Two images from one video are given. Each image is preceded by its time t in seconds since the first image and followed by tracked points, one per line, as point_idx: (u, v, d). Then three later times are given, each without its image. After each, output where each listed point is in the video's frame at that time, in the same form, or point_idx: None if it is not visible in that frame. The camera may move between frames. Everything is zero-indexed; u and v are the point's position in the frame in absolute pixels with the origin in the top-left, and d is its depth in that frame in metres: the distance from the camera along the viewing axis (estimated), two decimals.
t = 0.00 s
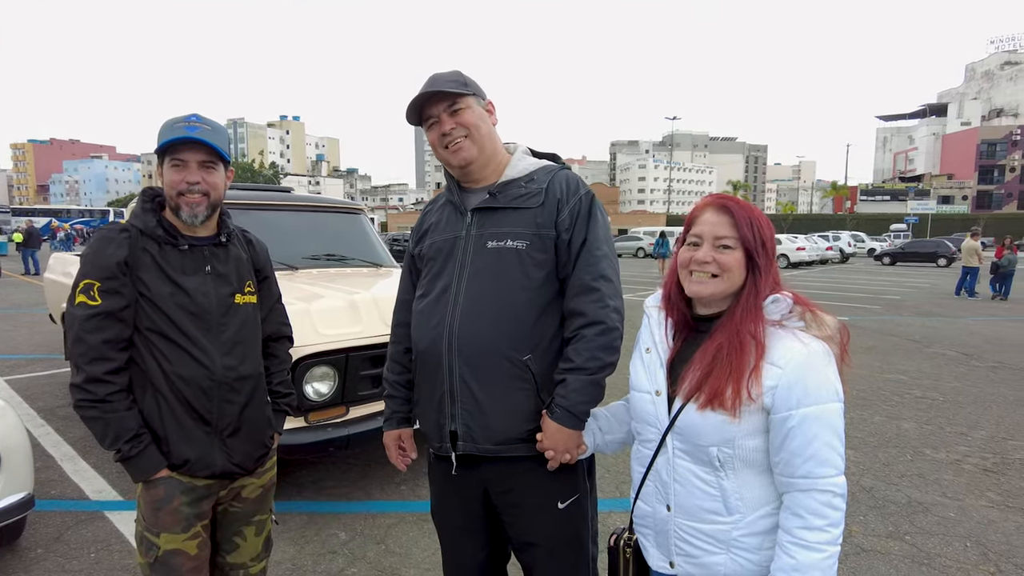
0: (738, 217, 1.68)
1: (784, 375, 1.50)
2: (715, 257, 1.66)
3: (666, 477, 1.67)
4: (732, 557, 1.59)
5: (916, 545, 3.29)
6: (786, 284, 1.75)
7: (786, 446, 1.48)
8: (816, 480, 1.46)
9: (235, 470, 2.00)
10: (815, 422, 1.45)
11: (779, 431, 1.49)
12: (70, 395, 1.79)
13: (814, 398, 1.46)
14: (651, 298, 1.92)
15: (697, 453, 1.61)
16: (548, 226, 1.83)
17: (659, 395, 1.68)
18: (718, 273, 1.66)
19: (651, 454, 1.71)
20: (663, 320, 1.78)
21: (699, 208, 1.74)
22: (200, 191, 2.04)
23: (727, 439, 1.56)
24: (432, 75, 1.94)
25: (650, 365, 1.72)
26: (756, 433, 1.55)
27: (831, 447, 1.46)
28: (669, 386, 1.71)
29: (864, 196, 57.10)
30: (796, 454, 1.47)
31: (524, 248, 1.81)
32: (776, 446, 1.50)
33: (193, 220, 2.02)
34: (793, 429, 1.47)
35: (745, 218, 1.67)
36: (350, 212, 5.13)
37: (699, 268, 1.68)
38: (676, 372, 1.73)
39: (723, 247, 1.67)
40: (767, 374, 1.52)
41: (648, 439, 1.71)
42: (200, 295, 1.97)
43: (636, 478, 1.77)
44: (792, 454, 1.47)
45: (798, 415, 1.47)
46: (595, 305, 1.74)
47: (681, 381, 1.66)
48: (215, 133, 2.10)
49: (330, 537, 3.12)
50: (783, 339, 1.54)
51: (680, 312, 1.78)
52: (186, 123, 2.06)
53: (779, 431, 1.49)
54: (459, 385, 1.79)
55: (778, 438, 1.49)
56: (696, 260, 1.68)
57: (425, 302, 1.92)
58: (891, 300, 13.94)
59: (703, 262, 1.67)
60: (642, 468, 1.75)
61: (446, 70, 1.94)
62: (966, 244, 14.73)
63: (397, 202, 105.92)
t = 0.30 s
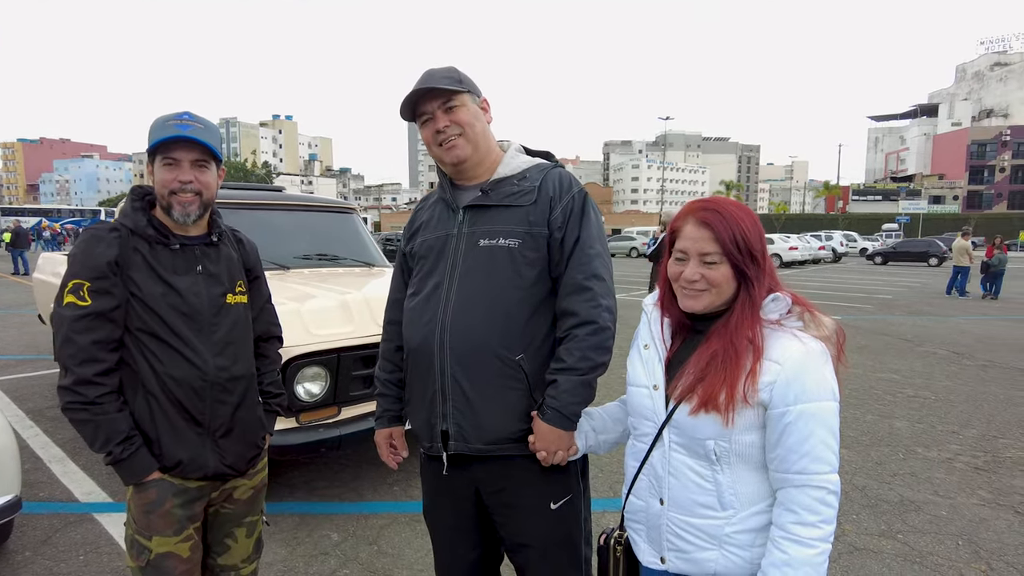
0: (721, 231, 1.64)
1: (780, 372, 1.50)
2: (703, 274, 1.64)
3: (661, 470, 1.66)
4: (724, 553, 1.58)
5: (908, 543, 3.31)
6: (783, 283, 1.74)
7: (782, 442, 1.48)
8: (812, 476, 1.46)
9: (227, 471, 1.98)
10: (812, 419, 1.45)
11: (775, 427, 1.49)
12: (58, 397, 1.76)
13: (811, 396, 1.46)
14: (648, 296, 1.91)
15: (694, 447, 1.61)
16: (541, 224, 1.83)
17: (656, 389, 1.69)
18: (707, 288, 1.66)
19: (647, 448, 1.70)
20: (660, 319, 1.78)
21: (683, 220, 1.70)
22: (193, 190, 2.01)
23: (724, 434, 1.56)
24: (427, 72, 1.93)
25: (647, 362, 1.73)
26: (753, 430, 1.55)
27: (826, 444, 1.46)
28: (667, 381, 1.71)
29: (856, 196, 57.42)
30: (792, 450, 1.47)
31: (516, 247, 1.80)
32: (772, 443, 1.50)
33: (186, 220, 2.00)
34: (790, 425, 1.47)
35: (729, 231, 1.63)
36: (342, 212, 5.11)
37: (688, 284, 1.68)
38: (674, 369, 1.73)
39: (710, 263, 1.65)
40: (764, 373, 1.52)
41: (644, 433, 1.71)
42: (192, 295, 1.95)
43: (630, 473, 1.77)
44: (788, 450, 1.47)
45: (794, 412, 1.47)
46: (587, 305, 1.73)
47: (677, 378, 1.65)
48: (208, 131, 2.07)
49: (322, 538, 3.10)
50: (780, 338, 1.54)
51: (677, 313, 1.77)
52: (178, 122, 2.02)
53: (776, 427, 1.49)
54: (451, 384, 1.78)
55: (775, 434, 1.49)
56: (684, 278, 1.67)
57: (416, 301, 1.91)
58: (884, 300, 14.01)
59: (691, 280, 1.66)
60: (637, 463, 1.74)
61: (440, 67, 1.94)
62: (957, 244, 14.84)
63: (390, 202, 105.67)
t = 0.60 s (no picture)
0: (716, 222, 1.64)
1: (768, 367, 1.50)
2: (692, 263, 1.65)
3: (652, 469, 1.67)
4: (718, 550, 1.58)
5: (900, 541, 3.33)
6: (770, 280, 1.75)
7: (773, 436, 1.48)
8: (802, 469, 1.46)
9: (219, 473, 1.97)
10: (801, 413, 1.46)
11: (765, 422, 1.49)
12: (47, 398, 1.75)
13: (799, 390, 1.47)
14: (636, 297, 1.91)
15: (684, 444, 1.61)
16: (542, 222, 1.84)
17: (645, 389, 1.69)
18: (696, 278, 1.66)
19: (638, 447, 1.70)
20: (649, 319, 1.79)
21: (680, 211, 1.71)
22: (186, 190, 2.00)
23: (713, 431, 1.56)
24: (450, 68, 1.83)
25: (636, 361, 1.73)
26: (742, 425, 1.55)
27: (816, 437, 1.47)
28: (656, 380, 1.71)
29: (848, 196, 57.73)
30: (782, 444, 1.47)
31: (519, 244, 1.80)
32: (762, 437, 1.50)
33: (178, 220, 1.98)
34: (779, 420, 1.47)
35: (723, 224, 1.64)
36: (335, 211, 5.09)
37: (678, 273, 1.68)
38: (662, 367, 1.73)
39: (701, 254, 1.65)
40: (751, 369, 1.52)
41: (635, 432, 1.71)
42: (184, 295, 1.94)
43: (622, 472, 1.77)
44: (778, 445, 1.48)
45: (783, 406, 1.47)
46: (589, 302, 1.77)
47: (666, 376, 1.66)
48: (201, 131, 2.05)
49: (315, 539, 3.09)
50: (766, 334, 1.54)
51: (665, 309, 1.77)
52: (171, 120, 2.00)
53: (765, 422, 1.49)
54: (456, 383, 1.76)
55: (765, 429, 1.50)
56: (675, 266, 1.68)
57: (414, 301, 1.89)
58: (876, 299, 14.10)
59: (682, 268, 1.66)
60: (628, 462, 1.73)
61: (462, 64, 1.85)
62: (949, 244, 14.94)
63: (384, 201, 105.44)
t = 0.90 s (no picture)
0: (708, 228, 1.64)
1: (759, 362, 1.51)
2: (688, 269, 1.65)
3: (643, 460, 1.66)
4: (705, 542, 1.58)
5: (891, 540, 3.35)
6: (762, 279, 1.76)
7: (762, 430, 1.48)
8: (791, 462, 1.46)
9: (208, 475, 1.95)
10: (791, 407, 1.46)
11: (755, 415, 1.49)
12: (33, 400, 1.73)
13: (790, 384, 1.47)
14: (632, 295, 1.91)
15: (676, 435, 1.60)
16: (543, 222, 1.82)
17: (640, 380, 1.68)
18: (692, 282, 1.66)
19: (630, 439, 1.70)
20: (645, 316, 1.78)
21: (671, 216, 1.70)
22: (177, 190, 1.98)
23: (705, 423, 1.56)
24: (466, 75, 1.74)
25: (631, 356, 1.72)
26: (733, 418, 1.55)
27: (805, 431, 1.47)
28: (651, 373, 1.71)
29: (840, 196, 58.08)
30: (772, 437, 1.47)
31: (521, 243, 1.78)
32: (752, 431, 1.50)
33: (169, 220, 1.96)
34: (769, 413, 1.47)
35: (716, 229, 1.63)
36: (326, 211, 5.06)
37: (674, 278, 1.67)
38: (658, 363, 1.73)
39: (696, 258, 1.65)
40: (743, 364, 1.52)
41: (628, 424, 1.70)
42: (173, 295, 1.92)
43: (613, 465, 1.76)
44: (767, 438, 1.47)
45: (774, 400, 1.47)
46: (588, 300, 1.79)
47: (660, 370, 1.65)
48: (191, 129, 2.03)
49: (306, 541, 3.07)
50: (759, 332, 1.55)
51: (660, 309, 1.77)
52: (160, 118, 1.97)
53: (756, 416, 1.49)
54: (463, 382, 1.71)
55: (755, 422, 1.50)
56: (670, 271, 1.67)
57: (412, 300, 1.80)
58: (868, 298, 14.19)
59: (678, 274, 1.66)
60: (620, 454, 1.73)
61: (477, 71, 1.76)
62: (939, 243, 15.07)
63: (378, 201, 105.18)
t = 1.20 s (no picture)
0: (705, 223, 1.64)
1: (749, 358, 1.51)
2: (685, 263, 1.64)
3: (636, 456, 1.65)
4: (698, 537, 1.57)
5: (884, 538, 3.36)
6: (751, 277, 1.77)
7: (753, 425, 1.48)
8: (782, 457, 1.46)
9: (201, 476, 1.94)
10: (782, 403, 1.46)
11: (746, 411, 1.49)
12: (22, 401, 1.71)
13: (780, 379, 1.47)
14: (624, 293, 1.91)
15: (668, 431, 1.60)
16: (546, 223, 1.82)
17: (632, 377, 1.68)
18: (687, 277, 1.65)
19: (623, 436, 1.70)
20: (637, 313, 1.77)
21: (667, 211, 1.70)
22: (169, 189, 1.96)
23: (697, 418, 1.56)
24: (467, 71, 1.70)
25: (623, 353, 1.72)
26: (724, 414, 1.55)
27: (795, 426, 1.47)
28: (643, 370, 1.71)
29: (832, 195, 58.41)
30: (763, 433, 1.47)
31: (525, 242, 1.77)
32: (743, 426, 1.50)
33: (161, 219, 1.94)
34: (758, 408, 1.47)
35: (713, 225, 1.64)
36: (318, 210, 5.03)
37: (669, 271, 1.67)
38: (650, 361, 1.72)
39: (692, 252, 1.65)
40: (734, 359, 1.52)
41: (621, 422, 1.71)
42: (165, 295, 1.90)
43: (607, 462, 1.76)
44: (758, 433, 1.48)
45: (764, 395, 1.47)
46: (587, 300, 1.81)
47: (652, 365, 1.65)
48: (183, 127, 2.01)
49: (299, 542, 3.06)
50: (748, 327, 1.55)
51: (653, 305, 1.76)
52: (152, 117, 1.95)
53: (747, 411, 1.49)
54: (466, 380, 1.67)
55: (746, 418, 1.50)
56: (667, 264, 1.67)
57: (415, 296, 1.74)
58: (860, 298, 14.27)
59: (674, 268, 1.66)
60: (613, 451, 1.73)
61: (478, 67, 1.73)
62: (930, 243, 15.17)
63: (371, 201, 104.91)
